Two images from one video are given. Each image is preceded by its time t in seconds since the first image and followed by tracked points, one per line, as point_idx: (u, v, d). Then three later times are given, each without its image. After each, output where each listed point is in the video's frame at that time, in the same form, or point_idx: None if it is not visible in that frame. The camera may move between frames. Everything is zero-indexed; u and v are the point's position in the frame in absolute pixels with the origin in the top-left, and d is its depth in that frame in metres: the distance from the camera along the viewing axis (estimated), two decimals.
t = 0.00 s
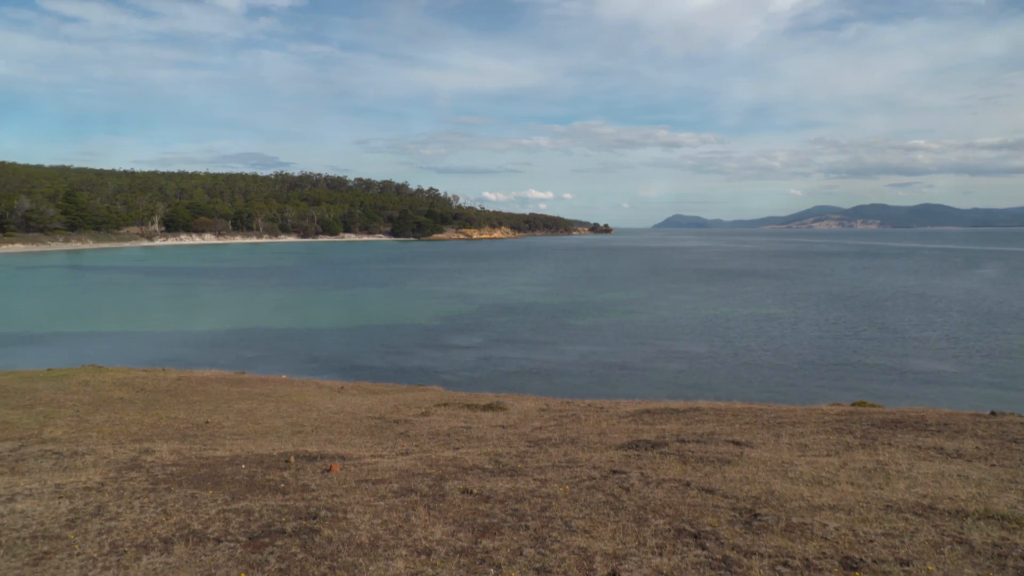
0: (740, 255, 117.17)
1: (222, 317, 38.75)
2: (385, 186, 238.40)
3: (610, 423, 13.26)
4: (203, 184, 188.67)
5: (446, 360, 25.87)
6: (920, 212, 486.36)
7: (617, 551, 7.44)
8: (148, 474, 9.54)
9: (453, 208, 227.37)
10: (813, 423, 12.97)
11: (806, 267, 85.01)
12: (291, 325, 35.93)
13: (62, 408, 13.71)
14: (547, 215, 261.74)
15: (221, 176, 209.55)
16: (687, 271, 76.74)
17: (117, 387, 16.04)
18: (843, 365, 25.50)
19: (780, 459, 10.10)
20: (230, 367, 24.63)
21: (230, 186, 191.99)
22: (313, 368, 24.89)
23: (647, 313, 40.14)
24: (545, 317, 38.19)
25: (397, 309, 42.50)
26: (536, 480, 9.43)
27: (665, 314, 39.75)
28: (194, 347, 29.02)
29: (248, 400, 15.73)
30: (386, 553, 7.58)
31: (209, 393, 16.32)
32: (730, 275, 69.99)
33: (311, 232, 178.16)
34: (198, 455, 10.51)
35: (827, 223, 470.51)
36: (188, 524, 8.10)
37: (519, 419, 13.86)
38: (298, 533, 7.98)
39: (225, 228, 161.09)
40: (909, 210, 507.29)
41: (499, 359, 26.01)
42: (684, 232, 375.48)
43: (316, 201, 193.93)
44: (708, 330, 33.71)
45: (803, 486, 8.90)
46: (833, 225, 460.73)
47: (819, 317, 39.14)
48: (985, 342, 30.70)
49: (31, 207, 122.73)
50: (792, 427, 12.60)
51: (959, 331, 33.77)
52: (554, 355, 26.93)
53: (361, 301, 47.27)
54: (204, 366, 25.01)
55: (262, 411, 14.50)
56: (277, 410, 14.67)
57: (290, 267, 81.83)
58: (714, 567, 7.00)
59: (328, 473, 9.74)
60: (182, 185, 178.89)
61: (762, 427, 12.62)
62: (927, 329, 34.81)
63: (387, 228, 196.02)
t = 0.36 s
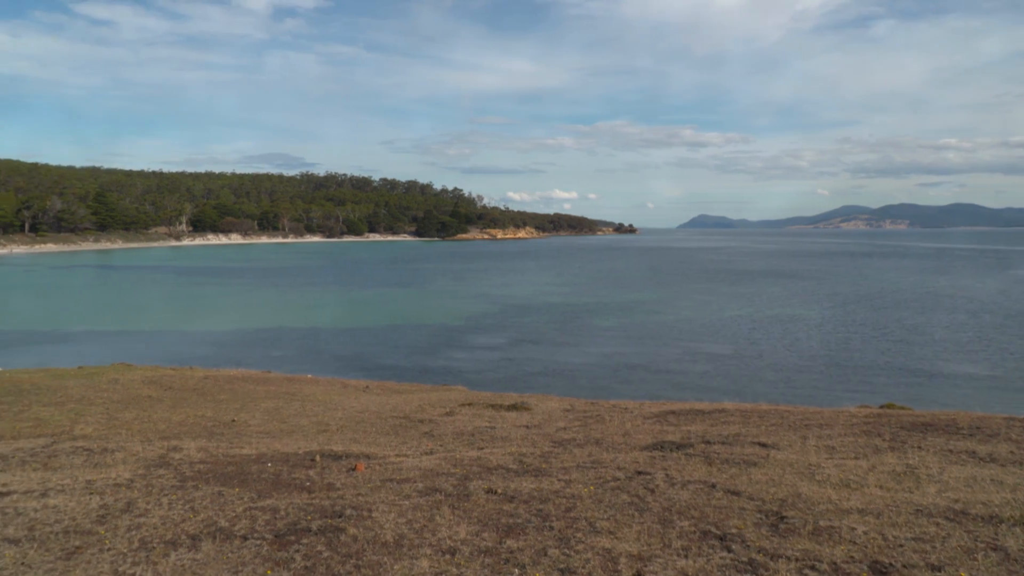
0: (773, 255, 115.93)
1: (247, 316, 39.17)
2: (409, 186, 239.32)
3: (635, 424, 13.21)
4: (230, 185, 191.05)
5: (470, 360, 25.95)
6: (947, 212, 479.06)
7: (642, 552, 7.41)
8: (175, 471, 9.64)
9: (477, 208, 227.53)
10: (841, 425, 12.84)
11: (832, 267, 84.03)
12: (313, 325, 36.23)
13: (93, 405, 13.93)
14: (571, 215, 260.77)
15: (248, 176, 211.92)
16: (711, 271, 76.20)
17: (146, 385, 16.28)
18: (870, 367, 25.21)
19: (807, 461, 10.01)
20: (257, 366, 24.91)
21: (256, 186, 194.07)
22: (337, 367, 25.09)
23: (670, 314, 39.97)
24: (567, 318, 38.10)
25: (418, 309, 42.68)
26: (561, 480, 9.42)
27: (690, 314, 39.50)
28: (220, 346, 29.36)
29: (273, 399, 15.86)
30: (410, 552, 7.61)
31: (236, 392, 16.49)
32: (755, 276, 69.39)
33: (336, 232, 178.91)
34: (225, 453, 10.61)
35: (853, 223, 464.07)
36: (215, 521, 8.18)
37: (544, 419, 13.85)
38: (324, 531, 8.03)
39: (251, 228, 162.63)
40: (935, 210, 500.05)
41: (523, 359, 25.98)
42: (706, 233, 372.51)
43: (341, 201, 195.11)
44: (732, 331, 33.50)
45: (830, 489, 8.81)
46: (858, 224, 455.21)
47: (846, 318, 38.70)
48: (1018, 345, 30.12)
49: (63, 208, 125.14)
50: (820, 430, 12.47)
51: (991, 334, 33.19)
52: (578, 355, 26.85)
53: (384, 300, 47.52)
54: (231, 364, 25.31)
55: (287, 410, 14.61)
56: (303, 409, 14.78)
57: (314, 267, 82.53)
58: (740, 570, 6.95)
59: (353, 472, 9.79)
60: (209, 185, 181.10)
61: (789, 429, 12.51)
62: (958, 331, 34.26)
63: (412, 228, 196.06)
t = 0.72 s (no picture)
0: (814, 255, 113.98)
1: (273, 315, 39.57)
2: (436, 186, 239.94)
3: (662, 425, 13.13)
4: (260, 185, 193.31)
5: (496, 360, 25.98)
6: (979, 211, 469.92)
7: (670, 555, 7.36)
8: (206, 469, 9.75)
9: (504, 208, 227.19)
10: (872, 428, 12.67)
11: (861, 268, 83.15)
12: (338, 324, 36.53)
13: (125, 402, 14.15)
14: (598, 215, 259.76)
15: (278, 177, 214.34)
16: (738, 271, 75.71)
17: (177, 383, 16.51)
18: (903, 370, 24.78)
19: (837, 464, 9.89)
20: (285, 365, 25.17)
21: (285, 187, 196.03)
22: (364, 366, 25.24)
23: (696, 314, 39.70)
24: (591, 318, 38.02)
25: (442, 309, 42.79)
26: (587, 481, 9.39)
27: (717, 315, 39.25)
28: (247, 344, 29.67)
29: (301, 398, 15.98)
30: (437, 551, 7.63)
31: (265, 390, 16.65)
32: (782, 276, 68.84)
33: (364, 232, 179.79)
34: (254, 451, 10.70)
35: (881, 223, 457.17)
36: (245, 518, 8.26)
37: (571, 420, 13.83)
38: (351, 530, 8.07)
39: (280, 228, 164.08)
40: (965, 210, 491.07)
41: (549, 359, 25.96)
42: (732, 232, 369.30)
43: (369, 201, 196.10)
44: (759, 332, 33.20)
45: (861, 493, 8.69)
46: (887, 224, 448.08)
47: (877, 319, 38.09)
48: None
49: (97, 208, 127.65)
50: (849, 432, 12.34)
51: None
52: (604, 356, 26.77)
53: (408, 300, 47.70)
54: (260, 363, 25.55)
55: (315, 409, 14.73)
56: (331, 408, 14.89)
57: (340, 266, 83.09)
58: (770, 574, 6.88)
59: (380, 471, 9.84)
60: (238, 186, 183.30)
61: (819, 432, 12.36)
62: (993, 333, 33.54)
63: (439, 228, 196.35)
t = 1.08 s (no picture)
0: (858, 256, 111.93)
1: (298, 315, 39.96)
2: (465, 187, 240.41)
3: (691, 426, 13.05)
4: (290, 185, 195.36)
5: (523, 360, 25.99)
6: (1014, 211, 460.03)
7: (699, 557, 7.31)
8: (237, 466, 9.85)
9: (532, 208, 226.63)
10: (905, 432, 12.50)
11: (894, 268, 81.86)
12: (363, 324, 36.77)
13: (158, 400, 14.37)
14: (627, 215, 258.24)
15: (309, 177, 216.48)
16: (768, 272, 74.90)
17: (208, 381, 16.73)
18: (937, 373, 24.32)
19: (870, 468, 9.76)
20: (314, 364, 25.43)
21: (315, 188, 198.00)
22: (392, 365, 25.41)
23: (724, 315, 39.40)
24: (616, 318, 37.85)
25: (466, 309, 42.85)
26: (616, 482, 9.35)
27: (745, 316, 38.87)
28: (274, 344, 29.98)
29: (329, 397, 16.10)
30: (465, 551, 7.64)
31: (294, 389, 16.80)
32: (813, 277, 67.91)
33: (392, 233, 180.00)
34: (283, 449, 10.80)
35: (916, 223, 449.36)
36: (275, 516, 8.33)
37: (599, 420, 13.81)
38: (380, 528, 8.11)
39: (309, 228, 165.45)
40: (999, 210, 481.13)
41: (576, 359, 25.89)
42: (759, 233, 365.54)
43: (398, 201, 197.11)
44: (787, 333, 32.87)
45: (895, 497, 8.57)
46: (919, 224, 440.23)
47: (911, 321, 37.42)
48: None
49: (131, 208, 130.13)
50: (882, 435, 12.18)
51: None
52: (632, 357, 26.63)
53: (433, 300, 47.85)
54: (290, 362, 25.79)
55: (344, 408, 14.83)
56: (359, 407, 14.98)
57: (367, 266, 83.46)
58: None
59: (409, 470, 9.88)
60: (269, 187, 185.56)
61: (851, 434, 12.22)
62: None
63: (468, 228, 196.07)
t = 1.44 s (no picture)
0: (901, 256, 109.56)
1: (322, 315, 40.25)
2: (493, 187, 240.45)
3: (720, 428, 12.96)
4: (319, 186, 196.95)
5: (551, 360, 25.98)
6: None
7: (729, 560, 7.24)
8: (267, 464, 9.93)
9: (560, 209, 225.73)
10: (941, 435, 12.28)
11: (929, 269, 80.41)
12: (387, 323, 36.99)
13: (189, 398, 14.54)
14: (656, 215, 256.00)
15: (337, 177, 218.08)
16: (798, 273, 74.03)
17: (239, 380, 16.91)
18: (973, 376, 23.82)
19: (904, 471, 9.63)
20: (343, 363, 25.64)
21: (343, 189, 199.62)
22: (420, 364, 25.52)
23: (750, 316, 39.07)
24: (640, 319, 37.63)
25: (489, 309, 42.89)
26: (644, 483, 9.30)
27: (774, 318, 38.41)
28: (300, 342, 30.24)
29: (358, 396, 16.19)
30: (494, 551, 7.64)
31: (323, 388, 16.92)
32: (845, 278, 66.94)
33: (421, 232, 179.66)
34: (313, 448, 10.87)
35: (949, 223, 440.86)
36: (305, 514, 8.39)
37: (627, 421, 13.75)
38: (409, 527, 8.13)
39: (338, 228, 166.51)
40: None
41: (602, 360, 25.81)
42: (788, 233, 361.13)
43: (426, 201, 197.70)
44: (815, 334, 32.48)
45: (930, 502, 8.44)
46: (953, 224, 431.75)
47: (946, 323, 36.69)
48: None
49: (163, 209, 132.20)
50: (916, 438, 12.02)
51: None
52: (659, 357, 26.48)
53: (457, 300, 47.90)
54: (319, 361, 26.00)
55: (373, 407, 14.89)
56: (388, 406, 15.04)
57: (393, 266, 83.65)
58: None
59: (438, 470, 9.90)
60: (298, 188, 187.48)
61: (884, 438, 12.06)
62: None
63: (496, 228, 195.46)
